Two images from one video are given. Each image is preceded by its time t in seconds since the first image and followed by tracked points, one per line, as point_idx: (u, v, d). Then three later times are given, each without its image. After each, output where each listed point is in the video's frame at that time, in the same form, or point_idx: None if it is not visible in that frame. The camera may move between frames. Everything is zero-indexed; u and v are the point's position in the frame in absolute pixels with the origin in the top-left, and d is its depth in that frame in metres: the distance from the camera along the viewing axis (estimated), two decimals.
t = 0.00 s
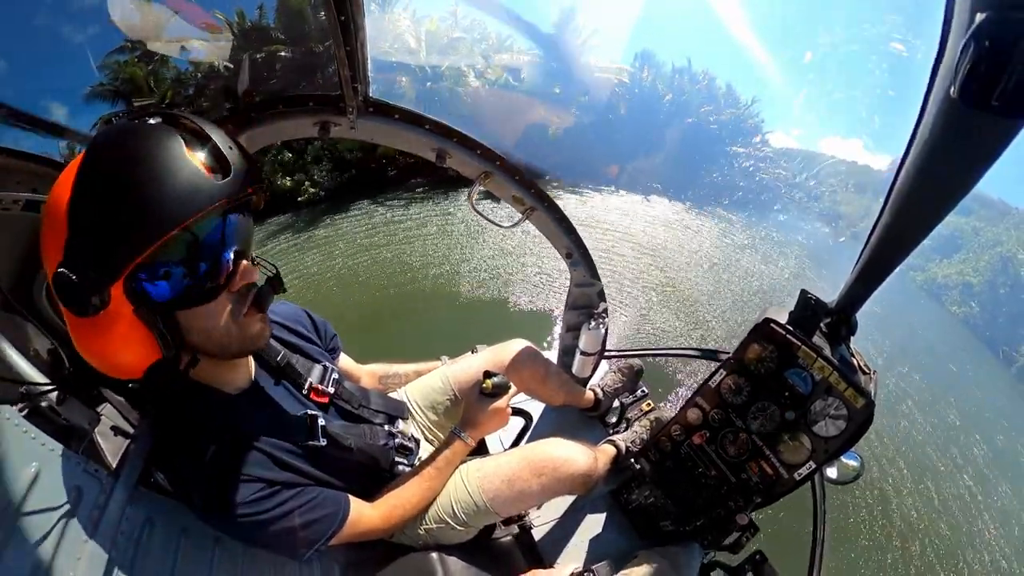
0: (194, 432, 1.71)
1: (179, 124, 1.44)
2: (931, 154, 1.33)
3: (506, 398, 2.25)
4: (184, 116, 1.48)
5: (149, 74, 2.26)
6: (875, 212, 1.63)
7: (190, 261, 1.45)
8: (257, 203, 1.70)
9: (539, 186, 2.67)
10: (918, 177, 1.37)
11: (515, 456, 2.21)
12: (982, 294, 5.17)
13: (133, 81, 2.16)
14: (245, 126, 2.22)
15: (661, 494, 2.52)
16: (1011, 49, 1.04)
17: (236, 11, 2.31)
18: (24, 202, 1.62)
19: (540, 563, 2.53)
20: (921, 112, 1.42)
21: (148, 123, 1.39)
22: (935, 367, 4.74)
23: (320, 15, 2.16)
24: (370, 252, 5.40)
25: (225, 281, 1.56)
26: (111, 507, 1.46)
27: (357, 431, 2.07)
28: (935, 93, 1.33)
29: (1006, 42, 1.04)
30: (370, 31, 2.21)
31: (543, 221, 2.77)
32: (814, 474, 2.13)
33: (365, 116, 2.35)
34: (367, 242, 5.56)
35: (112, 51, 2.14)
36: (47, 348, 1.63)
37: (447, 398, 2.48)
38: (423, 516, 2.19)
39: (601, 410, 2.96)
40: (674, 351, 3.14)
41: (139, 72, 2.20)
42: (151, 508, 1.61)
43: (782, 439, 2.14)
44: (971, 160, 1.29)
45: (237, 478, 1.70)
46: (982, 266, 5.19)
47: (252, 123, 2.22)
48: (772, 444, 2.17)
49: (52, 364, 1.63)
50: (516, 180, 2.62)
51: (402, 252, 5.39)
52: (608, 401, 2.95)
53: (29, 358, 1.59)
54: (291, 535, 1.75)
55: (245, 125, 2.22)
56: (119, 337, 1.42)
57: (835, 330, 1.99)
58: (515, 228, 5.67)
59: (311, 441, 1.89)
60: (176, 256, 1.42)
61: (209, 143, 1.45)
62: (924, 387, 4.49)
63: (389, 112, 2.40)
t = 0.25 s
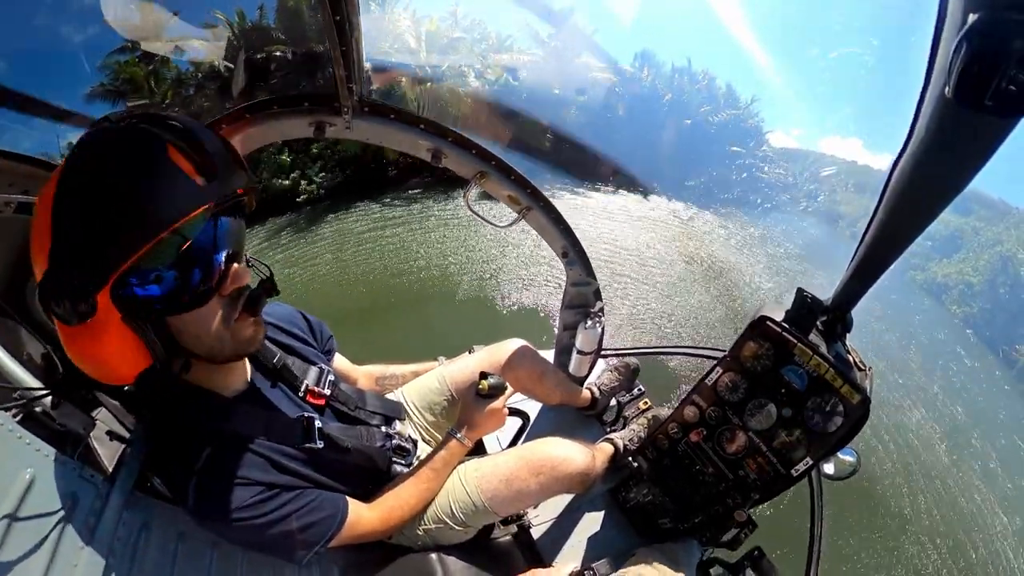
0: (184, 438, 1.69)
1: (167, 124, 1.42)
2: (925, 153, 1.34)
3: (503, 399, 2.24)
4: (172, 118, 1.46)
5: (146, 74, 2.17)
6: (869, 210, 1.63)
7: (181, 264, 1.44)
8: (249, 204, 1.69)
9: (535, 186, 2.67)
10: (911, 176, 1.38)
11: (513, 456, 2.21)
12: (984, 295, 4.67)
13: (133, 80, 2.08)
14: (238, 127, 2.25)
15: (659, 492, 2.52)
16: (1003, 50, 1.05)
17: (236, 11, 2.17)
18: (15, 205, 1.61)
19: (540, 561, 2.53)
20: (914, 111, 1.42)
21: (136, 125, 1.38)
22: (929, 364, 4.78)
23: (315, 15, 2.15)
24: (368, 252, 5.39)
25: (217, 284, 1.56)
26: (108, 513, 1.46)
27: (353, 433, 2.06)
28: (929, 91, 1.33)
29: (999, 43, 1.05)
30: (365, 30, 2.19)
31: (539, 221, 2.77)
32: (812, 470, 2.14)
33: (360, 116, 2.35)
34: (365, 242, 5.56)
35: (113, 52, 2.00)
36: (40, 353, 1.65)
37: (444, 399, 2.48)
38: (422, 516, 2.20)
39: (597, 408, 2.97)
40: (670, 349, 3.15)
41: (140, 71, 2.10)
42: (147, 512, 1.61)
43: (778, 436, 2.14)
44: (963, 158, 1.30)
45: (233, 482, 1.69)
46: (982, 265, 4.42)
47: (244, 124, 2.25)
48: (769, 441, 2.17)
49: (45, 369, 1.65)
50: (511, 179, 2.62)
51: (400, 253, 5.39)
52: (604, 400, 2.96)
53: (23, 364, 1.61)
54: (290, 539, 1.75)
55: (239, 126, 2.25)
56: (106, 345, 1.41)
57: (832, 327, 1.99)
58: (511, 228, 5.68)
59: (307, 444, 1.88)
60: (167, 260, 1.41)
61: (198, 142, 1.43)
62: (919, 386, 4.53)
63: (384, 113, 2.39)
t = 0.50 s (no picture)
0: (182, 444, 1.68)
1: (153, 127, 1.41)
2: (921, 150, 1.34)
3: (500, 400, 2.24)
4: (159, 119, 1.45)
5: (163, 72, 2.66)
6: (865, 207, 1.64)
7: (175, 269, 1.44)
8: (245, 208, 1.69)
9: (531, 186, 2.67)
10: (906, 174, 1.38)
11: (512, 456, 2.21)
12: (982, 296, 5.31)
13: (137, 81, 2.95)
14: (234, 129, 2.23)
15: (658, 490, 2.53)
16: (995, 48, 1.05)
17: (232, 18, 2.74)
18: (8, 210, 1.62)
19: (540, 561, 2.46)
20: (909, 109, 1.43)
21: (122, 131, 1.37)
22: (925, 361, 4.79)
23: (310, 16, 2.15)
24: (365, 253, 5.38)
25: (212, 289, 1.58)
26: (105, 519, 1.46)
27: (352, 436, 2.05)
28: (924, 88, 1.34)
29: (991, 41, 1.06)
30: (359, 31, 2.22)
31: (535, 220, 2.77)
32: (810, 466, 2.15)
33: (355, 117, 2.34)
34: (363, 243, 5.54)
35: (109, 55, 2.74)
36: (36, 359, 1.61)
37: (442, 400, 2.49)
38: (422, 518, 2.20)
39: (595, 407, 2.97)
40: (668, 348, 3.15)
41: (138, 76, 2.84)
42: (145, 518, 1.62)
43: (777, 433, 2.15)
44: (957, 156, 1.30)
45: (232, 487, 1.69)
46: (983, 266, 5.31)
47: (240, 126, 2.23)
48: (768, 438, 2.18)
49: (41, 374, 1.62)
50: (508, 180, 2.62)
51: (397, 253, 5.38)
52: (602, 399, 2.96)
53: (18, 369, 1.58)
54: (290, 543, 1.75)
55: (235, 128, 2.22)
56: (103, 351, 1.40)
57: (828, 324, 2.01)
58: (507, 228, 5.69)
59: (307, 447, 1.89)
60: (162, 266, 1.41)
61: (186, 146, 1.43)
62: (917, 382, 4.53)
63: (379, 113, 2.38)
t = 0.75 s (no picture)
0: (172, 449, 1.68)
1: (140, 138, 1.38)
2: (917, 148, 1.34)
3: (502, 398, 2.23)
4: (152, 123, 1.43)
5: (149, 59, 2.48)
6: (862, 205, 1.64)
7: (173, 276, 1.44)
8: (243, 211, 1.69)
9: (529, 185, 2.67)
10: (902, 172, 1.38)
11: (513, 455, 2.21)
12: (981, 294, 5.20)
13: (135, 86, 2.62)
14: (230, 130, 2.23)
15: (659, 487, 2.53)
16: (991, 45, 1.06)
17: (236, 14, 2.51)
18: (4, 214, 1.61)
19: (542, 559, 2.47)
20: (905, 107, 1.43)
21: (112, 138, 1.36)
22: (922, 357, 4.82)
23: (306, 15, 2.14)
24: (366, 253, 5.38)
25: (210, 294, 1.58)
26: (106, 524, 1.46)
27: (352, 435, 2.05)
28: (920, 86, 1.34)
29: (985, 38, 1.06)
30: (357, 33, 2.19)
31: (533, 219, 2.77)
32: (810, 462, 2.15)
33: (352, 117, 2.34)
34: (363, 243, 5.55)
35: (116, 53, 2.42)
36: (34, 363, 1.65)
37: (442, 399, 2.48)
38: (423, 518, 2.20)
39: (595, 405, 2.98)
40: (667, 345, 3.16)
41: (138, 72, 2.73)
42: (146, 521, 1.60)
43: (777, 429, 2.15)
44: (952, 154, 1.31)
45: (233, 488, 1.69)
46: (983, 266, 5.04)
47: (237, 127, 2.23)
48: (768, 434, 2.18)
49: (39, 378, 1.64)
50: (506, 178, 2.62)
51: (397, 253, 5.38)
52: (602, 397, 2.97)
53: (17, 373, 1.61)
54: (291, 544, 1.75)
55: (231, 129, 2.23)
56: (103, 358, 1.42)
57: (827, 322, 1.95)
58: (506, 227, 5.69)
59: (307, 447, 1.90)
60: (160, 273, 1.41)
61: (175, 152, 1.40)
62: (913, 378, 4.57)
63: (376, 113, 2.38)
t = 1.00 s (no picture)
0: (169, 451, 1.68)
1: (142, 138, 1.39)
2: (912, 145, 1.35)
3: (502, 396, 2.23)
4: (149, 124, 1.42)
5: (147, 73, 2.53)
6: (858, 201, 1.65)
7: (171, 278, 1.47)
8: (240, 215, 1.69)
9: (525, 183, 2.67)
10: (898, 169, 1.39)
11: (512, 453, 2.22)
12: (982, 293, 4.82)
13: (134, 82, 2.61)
14: (228, 131, 2.22)
15: (658, 484, 2.54)
16: (986, 41, 1.06)
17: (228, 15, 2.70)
18: None
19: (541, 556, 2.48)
20: (900, 103, 1.43)
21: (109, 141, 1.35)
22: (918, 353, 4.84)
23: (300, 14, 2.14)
24: (363, 254, 5.37)
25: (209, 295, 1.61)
26: (106, 529, 1.45)
27: (352, 435, 2.05)
28: (914, 82, 1.34)
29: (980, 34, 1.06)
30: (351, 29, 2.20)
31: (530, 218, 2.77)
32: (808, 457, 2.16)
33: (348, 117, 2.34)
34: (360, 243, 5.53)
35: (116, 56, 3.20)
36: (30, 368, 1.63)
37: (441, 398, 2.49)
38: (423, 517, 2.21)
39: (593, 403, 2.99)
40: (664, 342, 3.16)
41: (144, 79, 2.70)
42: (146, 527, 1.61)
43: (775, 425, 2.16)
44: (948, 150, 1.31)
45: (234, 490, 1.69)
46: (982, 265, 4.67)
47: (233, 128, 2.22)
48: (766, 430, 2.19)
49: (35, 384, 1.62)
50: (503, 177, 2.62)
51: (395, 253, 5.37)
52: (600, 394, 2.97)
53: (13, 379, 1.59)
54: (291, 547, 1.75)
55: (228, 130, 2.21)
56: (100, 358, 1.39)
57: (824, 317, 2.02)
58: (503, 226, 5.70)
59: (307, 448, 1.91)
60: (158, 275, 1.43)
61: (172, 154, 1.39)
62: (908, 375, 4.60)
63: (372, 113, 2.39)
